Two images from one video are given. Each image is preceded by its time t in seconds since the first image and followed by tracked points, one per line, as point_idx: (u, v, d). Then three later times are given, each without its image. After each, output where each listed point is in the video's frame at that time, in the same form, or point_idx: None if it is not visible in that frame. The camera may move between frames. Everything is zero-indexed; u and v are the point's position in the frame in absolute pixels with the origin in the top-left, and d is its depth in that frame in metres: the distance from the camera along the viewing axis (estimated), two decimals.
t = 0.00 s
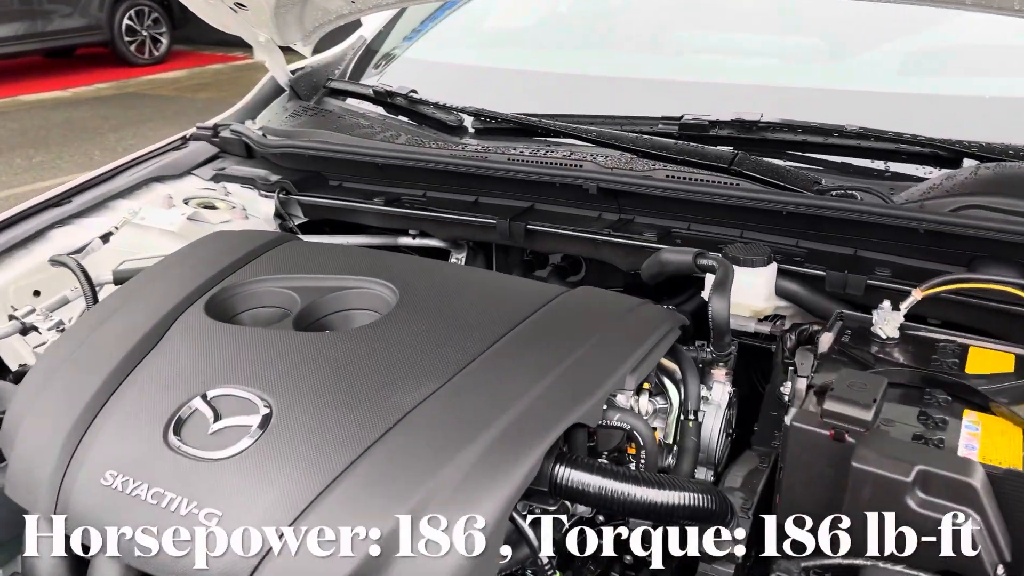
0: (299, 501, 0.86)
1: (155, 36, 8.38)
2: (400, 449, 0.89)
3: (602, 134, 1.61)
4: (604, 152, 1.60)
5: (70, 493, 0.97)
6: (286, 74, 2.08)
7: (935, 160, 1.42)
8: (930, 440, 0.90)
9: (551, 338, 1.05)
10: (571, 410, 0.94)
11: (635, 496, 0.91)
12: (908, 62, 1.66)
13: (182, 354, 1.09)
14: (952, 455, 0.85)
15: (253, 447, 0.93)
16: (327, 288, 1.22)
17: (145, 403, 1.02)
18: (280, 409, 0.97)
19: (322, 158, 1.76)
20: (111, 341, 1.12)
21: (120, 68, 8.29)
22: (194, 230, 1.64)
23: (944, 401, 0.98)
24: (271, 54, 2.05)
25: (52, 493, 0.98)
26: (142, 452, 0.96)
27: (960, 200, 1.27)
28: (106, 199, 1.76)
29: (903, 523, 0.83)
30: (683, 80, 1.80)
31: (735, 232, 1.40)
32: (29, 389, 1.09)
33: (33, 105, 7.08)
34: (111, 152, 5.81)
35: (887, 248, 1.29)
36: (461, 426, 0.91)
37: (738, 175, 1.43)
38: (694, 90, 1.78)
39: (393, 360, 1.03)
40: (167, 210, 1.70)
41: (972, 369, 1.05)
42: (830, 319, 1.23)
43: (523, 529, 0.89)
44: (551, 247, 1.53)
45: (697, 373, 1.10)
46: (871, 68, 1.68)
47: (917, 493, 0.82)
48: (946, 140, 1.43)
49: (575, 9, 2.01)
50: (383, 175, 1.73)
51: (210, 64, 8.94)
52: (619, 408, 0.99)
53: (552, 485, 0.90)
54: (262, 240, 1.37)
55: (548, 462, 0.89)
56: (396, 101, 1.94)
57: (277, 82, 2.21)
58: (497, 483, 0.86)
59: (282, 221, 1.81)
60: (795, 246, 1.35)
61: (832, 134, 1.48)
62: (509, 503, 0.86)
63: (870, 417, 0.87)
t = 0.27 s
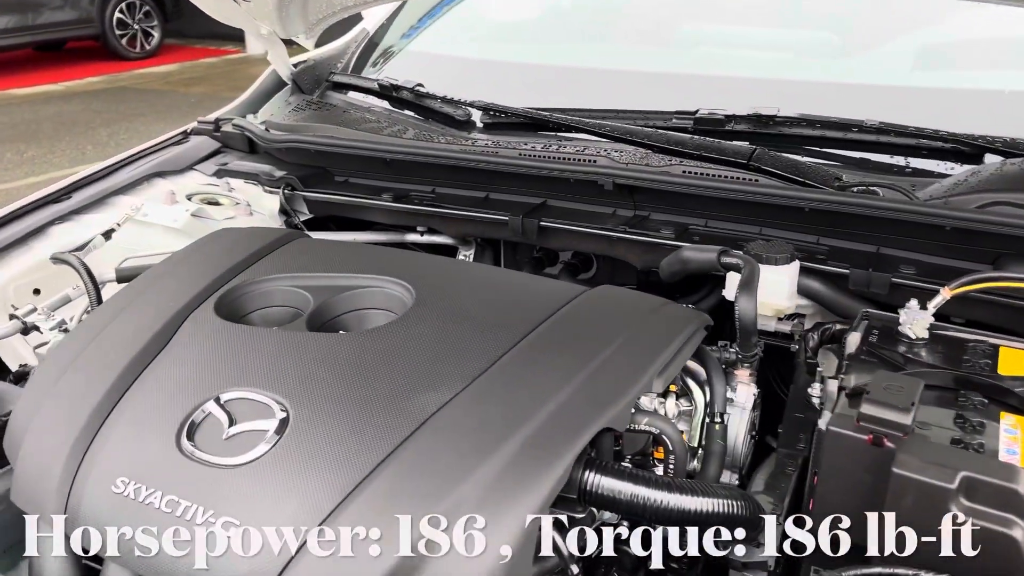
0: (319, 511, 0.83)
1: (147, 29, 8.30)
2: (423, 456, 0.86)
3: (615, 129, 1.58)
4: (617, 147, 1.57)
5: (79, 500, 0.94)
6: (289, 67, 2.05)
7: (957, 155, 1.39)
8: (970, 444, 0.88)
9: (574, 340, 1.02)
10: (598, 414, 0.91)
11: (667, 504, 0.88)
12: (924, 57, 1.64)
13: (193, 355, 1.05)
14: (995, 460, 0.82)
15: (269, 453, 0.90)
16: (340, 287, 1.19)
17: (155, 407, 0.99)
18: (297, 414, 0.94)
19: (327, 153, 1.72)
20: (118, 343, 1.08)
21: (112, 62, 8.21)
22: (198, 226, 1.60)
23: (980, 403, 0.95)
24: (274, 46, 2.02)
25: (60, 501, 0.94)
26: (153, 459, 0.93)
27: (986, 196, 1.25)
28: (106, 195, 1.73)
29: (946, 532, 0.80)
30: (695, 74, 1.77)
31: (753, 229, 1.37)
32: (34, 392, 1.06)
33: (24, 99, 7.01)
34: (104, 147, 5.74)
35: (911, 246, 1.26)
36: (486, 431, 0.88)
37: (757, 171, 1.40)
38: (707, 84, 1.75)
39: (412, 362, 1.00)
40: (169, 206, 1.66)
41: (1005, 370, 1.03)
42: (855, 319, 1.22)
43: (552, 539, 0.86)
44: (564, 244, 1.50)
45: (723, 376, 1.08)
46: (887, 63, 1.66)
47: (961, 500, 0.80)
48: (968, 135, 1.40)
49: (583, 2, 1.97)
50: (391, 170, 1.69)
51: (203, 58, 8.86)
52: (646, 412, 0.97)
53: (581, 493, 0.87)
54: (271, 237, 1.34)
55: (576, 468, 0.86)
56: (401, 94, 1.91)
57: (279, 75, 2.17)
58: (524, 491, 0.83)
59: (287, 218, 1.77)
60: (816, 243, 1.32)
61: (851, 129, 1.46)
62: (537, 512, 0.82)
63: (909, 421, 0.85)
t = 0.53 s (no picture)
0: (318, 507, 0.84)
1: (139, 25, 8.26)
2: (422, 452, 0.87)
3: (610, 126, 1.59)
4: (612, 145, 1.58)
5: (79, 497, 0.94)
6: (284, 65, 2.05)
7: (948, 153, 1.40)
8: (962, 439, 0.89)
9: (571, 337, 1.02)
10: (596, 409, 0.92)
11: (663, 498, 0.88)
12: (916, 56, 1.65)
13: (191, 352, 1.06)
14: (986, 455, 0.83)
15: (270, 449, 0.91)
16: (338, 284, 1.19)
17: (153, 405, 0.99)
18: (295, 410, 0.95)
19: (324, 151, 1.72)
20: (116, 340, 1.09)
21: (104, 58, 8.18)
22: (194, 224, 1.61)
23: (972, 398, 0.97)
24: (269, 43, 2.02)
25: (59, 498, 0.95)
26: (152, 456, 0.93)
27: (977, 194, 1.26)
28: (102, 192, 1.73)
29: (938, 524, 0.81)
30: (689, 72, 1.78)
31: (748, 226, 1.38)
32: (32, 390, 1.06)
33: (16, 95, 6.98)
34: (96, 143, 5.72)
35: (904, 243, 1.28)
36: (484, 427, 0.89)
37: (751, 169, 1.41)
38: (701, 82, 1.76)
39: (410, 359, 1.01)
40: (165, 203, 1.66)
41: (995, 365, 1.04)
42: (848, 316, 1.24)
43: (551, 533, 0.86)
44: (559, 241, 1.51)
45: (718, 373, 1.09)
46: (879, 62, 1.67)
47: (953, 495, 0.81)
48: (960, 133, 1.42)
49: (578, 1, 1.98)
50: (386, 168, 1.70)
51: (196, 54, 8.84)
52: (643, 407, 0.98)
53: (578, 488, 0.87)
54: (268, 234, 1.34)
55: (574, 463, 0.87)
56: (396, 92, 1.92)
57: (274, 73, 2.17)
58: (523, 486, 0.84)
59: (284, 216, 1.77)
60: (809, 240, 1.33)
61: (844, 128, 1.47)
62: (535, 507, 0.83)
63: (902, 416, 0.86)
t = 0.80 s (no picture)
0: (303, 495, 0.87)
1: (146, 26, 8.32)
2: (405, 445, 0.90)
3: (600, 130, 1.62)
4: (602, 147, 1.61)
5: (74, 486, 0.97)
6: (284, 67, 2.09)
7: (931, 158, 1.43)
8: (930, 436, 0.91)
9: (553, 334, 1.05)
10: (575, 404, 0.95)
11: (639, 490, 0.91)
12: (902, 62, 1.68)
13: (185, 347, 1.09)
14: (951, 450, 0.86)
15: (258, 440, 0.93)
16: (329, 282, 1.22)
17: (147, 398, 1.02)
18: (284, 403, 0.97)
19: (320, 152, 1.76)
20: (112, 334, 1.12)
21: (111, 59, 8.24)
22: (193, 223, 1.64)
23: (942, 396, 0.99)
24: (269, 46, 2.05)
25: (55, 485, 0.98)
26: (145, 445, 0.96)
27: (956, 198, 1.29)
28: (103, 191, 1.76)
29: (903, 518, 0.84)
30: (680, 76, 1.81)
31: (733, 228, 1.40)
32: (30, 382, 1.09)
33: (23, 95, 7.03)
34: (101, 143, 5.77)
35: (885, 245, 1.30)
36: (465, 420, 0.92)
37: (737, 172, 1.44)
38: (691, 86, 1.79)
39: (396, 355, 1.04)
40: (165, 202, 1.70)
41: (969, 365, 1.07)
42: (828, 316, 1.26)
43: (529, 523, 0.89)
44: (549, 241, 1.54)
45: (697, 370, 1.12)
46: (867, 67, 1.69)
47: (918, 489, 0.83)
48: (943, 138, 1.44)
49: (572, 6, 2.01)
50: (382, 169, 1.73)
51: (202, 56, 8.89)
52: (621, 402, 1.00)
53: (555, 479, 0.90)
54: (263, 233, 1.37)
55: (552, 456, 0.90)
56: (394, 94, 1.95)
57: (274, 75, 2.20)
58: (502, 477, 0.87)
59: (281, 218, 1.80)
60: (793, 242, 1.35)
61: (829, 132, 1.50)
62: (512, 497, 0.86)
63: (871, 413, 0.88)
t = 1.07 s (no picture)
0: (273, 449, 0.95)
1: (187, 27, 8.56)
2: (368, 410, 0.98)
3: (589, 129, 1.69)
4: (590, 146, 1.68)
5: (72, 442, 1.06)
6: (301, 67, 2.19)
7: (903, 160, 1.47)
8: (857, 416, 0.98)
9: (517, 315, 1.13)
10: (528, 377, 1.02)
11: (583, 458, 1.00)
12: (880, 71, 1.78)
13: (181, 320, 1.18)
14: (872, 429, 0.92)
15: (238, 402, 1.02)
16: (318, 265, 1.31)
17: (143, 365, 1.11)
18: (264, 371, 1.06)
19: (326, 146, 1.85)
20: (117, 308, 1.22)
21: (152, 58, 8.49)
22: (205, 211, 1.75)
23: (877, 383, 1.05)
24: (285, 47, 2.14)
25: (56, 442, 1.07)
26: (137, 406, 1.05)
27: (919, 198, 1.34)
28: (124, 180, 1.87)
29: (823, 489, 0.89)
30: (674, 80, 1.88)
31: (707, 224, 1.47)
32: (40, 349, 1.19)
33: (67, 92, 7.29)
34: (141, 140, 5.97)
35: (848, 242, 1.36)
36: (425, 390, 1.00)
37: (713, 171, 1.50)
38: (683, 89, 1.87)
39: (370, 331, 1.12)
40: (179, 191, 1.80)
41: (911, 355, 1.12)
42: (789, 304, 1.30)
43: (478, 485, 0.96)
44: (537, 234, 1.61)
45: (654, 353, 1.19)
46: (856, 70, 1.78)
47: (836, 461, 0.89)
48: (917, 142, 1.48)
49: (581, 20, 2.14)
50: (383, 163, 1.82)
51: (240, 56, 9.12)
52: (574, 378, 1.08)
53: (505, 445, 0.98)
54: (263, 220, 1.47)
55: (502, 424, 0.97)
56: (400, 94, 2.04)
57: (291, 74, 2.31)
58: (453, 440, 0.94)
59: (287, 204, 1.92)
60: (763, 238, 1.41)
61: (805, 134, 1.56)
62: (461, 457, 0.93)
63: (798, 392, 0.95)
